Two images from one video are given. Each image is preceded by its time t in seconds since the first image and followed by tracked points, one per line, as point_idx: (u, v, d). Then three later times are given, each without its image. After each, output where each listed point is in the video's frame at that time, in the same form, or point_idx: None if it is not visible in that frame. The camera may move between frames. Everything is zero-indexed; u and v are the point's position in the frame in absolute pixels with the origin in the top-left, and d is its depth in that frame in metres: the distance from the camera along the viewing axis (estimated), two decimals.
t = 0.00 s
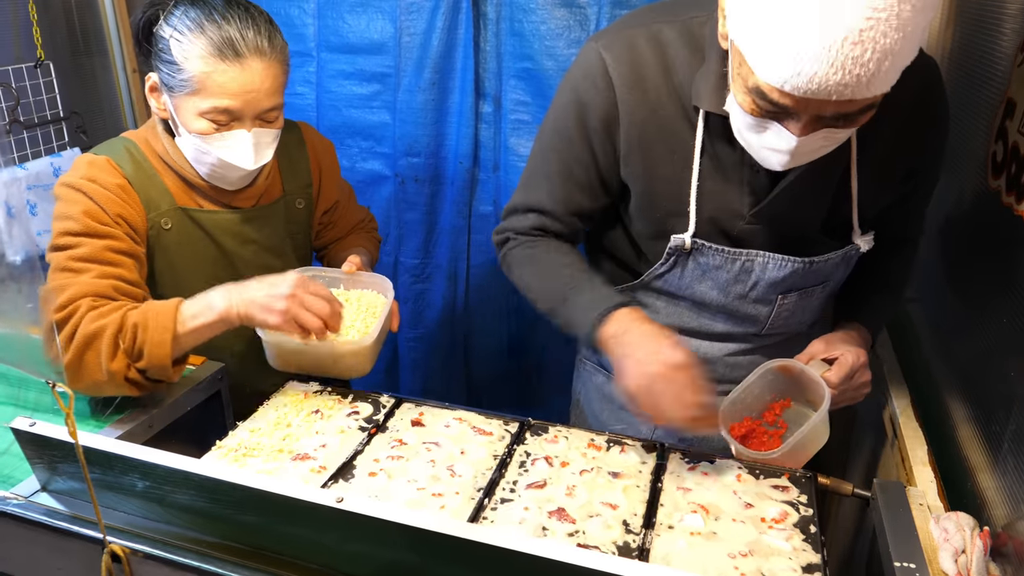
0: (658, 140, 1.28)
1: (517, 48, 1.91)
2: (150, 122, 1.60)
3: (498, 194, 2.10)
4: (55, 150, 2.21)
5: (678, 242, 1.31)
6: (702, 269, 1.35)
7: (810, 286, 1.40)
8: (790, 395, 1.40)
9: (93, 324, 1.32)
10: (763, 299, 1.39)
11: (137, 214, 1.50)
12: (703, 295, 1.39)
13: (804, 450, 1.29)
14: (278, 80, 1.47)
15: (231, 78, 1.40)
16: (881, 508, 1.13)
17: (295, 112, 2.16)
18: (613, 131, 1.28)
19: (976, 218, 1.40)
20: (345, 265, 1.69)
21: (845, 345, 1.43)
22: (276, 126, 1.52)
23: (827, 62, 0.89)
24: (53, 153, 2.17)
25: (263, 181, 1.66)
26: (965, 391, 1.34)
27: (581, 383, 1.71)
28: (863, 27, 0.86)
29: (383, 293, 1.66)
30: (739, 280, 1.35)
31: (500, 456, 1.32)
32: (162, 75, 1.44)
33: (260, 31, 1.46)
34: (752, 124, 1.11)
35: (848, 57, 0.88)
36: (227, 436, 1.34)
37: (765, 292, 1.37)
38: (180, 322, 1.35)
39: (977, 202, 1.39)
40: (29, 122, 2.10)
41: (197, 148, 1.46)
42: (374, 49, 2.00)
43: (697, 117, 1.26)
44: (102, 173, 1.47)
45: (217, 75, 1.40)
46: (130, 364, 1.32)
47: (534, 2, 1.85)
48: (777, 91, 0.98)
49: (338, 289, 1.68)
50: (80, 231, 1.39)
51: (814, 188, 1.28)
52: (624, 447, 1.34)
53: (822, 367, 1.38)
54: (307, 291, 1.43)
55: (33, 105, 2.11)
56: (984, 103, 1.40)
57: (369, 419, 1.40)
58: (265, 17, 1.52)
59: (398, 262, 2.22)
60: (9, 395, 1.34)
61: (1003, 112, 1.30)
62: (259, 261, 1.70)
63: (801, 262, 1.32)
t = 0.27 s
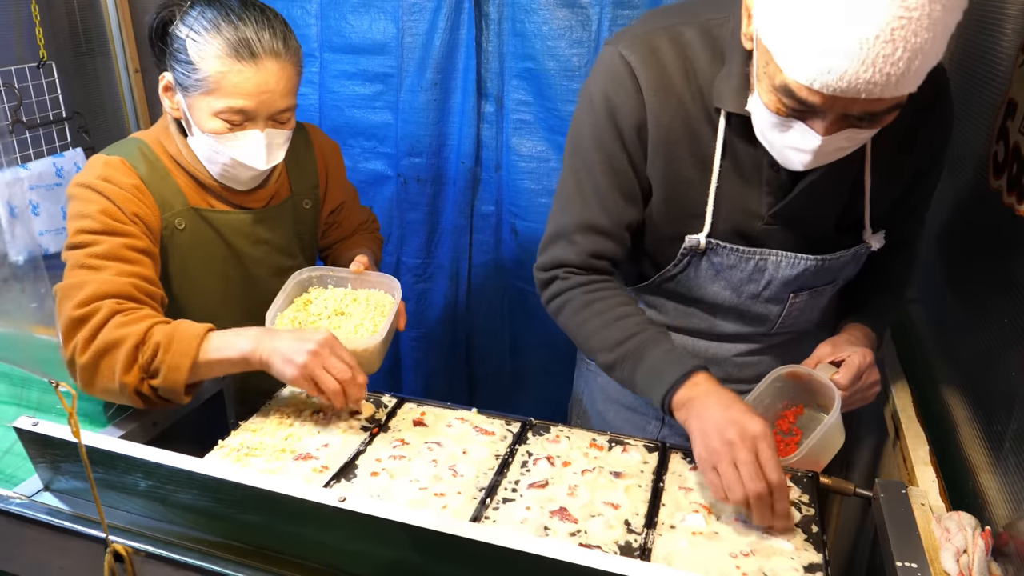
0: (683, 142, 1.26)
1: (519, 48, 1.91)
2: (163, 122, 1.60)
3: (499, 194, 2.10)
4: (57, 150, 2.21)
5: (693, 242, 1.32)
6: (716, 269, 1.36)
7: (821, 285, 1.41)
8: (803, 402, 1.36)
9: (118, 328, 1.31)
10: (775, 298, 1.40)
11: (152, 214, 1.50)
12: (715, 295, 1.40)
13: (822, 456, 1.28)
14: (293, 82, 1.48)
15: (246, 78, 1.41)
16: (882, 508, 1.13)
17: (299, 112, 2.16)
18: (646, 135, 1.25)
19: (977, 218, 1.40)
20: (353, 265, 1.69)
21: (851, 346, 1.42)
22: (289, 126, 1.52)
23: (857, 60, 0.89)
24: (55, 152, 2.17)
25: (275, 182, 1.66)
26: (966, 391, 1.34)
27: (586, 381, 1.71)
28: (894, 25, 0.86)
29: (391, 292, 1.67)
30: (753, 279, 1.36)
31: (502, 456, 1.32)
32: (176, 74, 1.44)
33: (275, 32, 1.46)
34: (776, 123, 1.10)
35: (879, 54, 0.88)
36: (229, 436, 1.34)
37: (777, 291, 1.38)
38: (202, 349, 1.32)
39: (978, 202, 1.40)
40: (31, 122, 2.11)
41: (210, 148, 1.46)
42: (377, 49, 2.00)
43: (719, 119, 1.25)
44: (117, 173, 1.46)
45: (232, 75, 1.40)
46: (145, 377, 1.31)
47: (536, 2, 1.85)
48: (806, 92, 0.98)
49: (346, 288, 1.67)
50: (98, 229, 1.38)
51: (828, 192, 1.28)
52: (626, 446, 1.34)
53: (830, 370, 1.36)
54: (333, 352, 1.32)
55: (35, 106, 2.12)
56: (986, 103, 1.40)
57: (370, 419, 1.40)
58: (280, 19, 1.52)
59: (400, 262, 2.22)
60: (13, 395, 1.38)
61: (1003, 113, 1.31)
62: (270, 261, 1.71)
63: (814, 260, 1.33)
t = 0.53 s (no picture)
0: (692, 146, 1.26)
1: (519, 49, 1.91)
2: (166, 124, 1.61)
3: (499, 195, 2.10)
4: (58, 151, 2.21)
5: (704, 246, 1.31)
6: (725, 273, 1.35)
7: (829, 289, 1.40)
8: (814, 406, 1.39)
9: (93, 317, 1.32)
10: (783, 303, 1.39)
11: (150, 216, 1.50)
12: (724, 299, 1.39)
13: (831, 461, 1.29)
14: (296, 83, 1.48)
15: (250, 79, 1.41)
16: (882, 508, 1.13)
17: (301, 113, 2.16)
18: (650, 138, 1.25)
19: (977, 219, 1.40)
20: (355, 267, 1.69)
21: (863, 351, 1.43)
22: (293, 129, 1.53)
23: (881, 58, 0.88)
24: (55, 153, 2.17)
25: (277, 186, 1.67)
26: (966, 390, 1.34)
27: (587, 383, 1.71)
28: (919, 24, 0.86)
29: (393, 294, 1.67)
30: (762, 284, 1.35)
31: (502, 457, 1.32)
32: (179, 74, 1.44)
33: (279, 33, 1.46)
34: (791, 121, 1.10)
35: (902, 53, 0.87)
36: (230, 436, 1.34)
37: (786, 296, 1.37)
38: (174, 317, 1.34)
39: (977, 202, 1.40)
40: (32, 123, 2.11)
41: (214, 150, 1.46)
42: (377, 50, 2.00)
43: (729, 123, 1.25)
44: (115, 174, 1.47)
45: (236, 75, 1.40)
46: (128, 360, 1.32)
47: (536, 4, 1.85)
48: (825, 90, 0.97)
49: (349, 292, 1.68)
50: (90, 231, 1.40)
51: (835, 198, 1.28)
52: (626, 447, 1.34)
53: (840, 374, 1.38)
54: (303, 279, 1.38)
55: (35, 107, 2.12)
56: (984, 103, 1.40)
57: (371, 420, 1.41)
58: (285, 21, 1.53)
59: (401, 262, 2.21)
60: (13, 396, 1.36)
61: (1003, 113, 1.31)
62: (270, 264, 1.71)
63: (823, 266, 1.32)
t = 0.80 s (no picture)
0: (687, 148, 1.26)
1: (518, 49, 1.91)
2: (164, 125, 1.60)
3: (499, 195, 2.11)
4: (57, 152, 2.21)
5: (696, 247, 1.31)
6: (718, 273, 1.35)
7: (821, 289, 1.40)
8: (811, 400, 1.41)
9: (89, 322, 1.33)
10: (776, 303, 1.39)
11: (147, 218, 1.50)
12: (717, 299, 1.39)
13: (825, 454, 1.29)
14: (288, 81, 1.47)
15: (239, 77, 1.40)
16: (882, 509, 1.13)
17: (300, 113, 2.15)
18: (646, 140, 1.25)
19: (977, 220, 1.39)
20: (352, 270, 1.69)
21: (863, 348, 1.44)
22: (286, 128, 1.52)
23: (858, 61, 0.89)
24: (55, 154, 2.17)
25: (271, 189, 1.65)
26: (965, 390, 1.34)
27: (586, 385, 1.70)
28: (898, 27, 0.86)
29: (387, 299, 1.67)
30: (755, 284, 1.35)
31: (501, 457, 1.32)
32: (172, 75, 1.45)
33: (270, 32, 1.47)
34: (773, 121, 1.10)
35: (879, 55, 0.88)
36: (229, 437, 1.34)
37: (779, 296, 1.37)
38: (173, 322, 1.36)
39: (978, 204, 1.39)
40: (31, 124, 2.11)
41: (207, 151, 1.46)
42: (376, 51, 2.00)
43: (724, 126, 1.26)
44: (113, 176, 1.47)
45: (224, 74, 1.40)
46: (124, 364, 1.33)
47: (535, 4, 1.85)
48: (805, 89, 0.98)
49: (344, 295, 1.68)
50: (86, 234, 1.40)
51: (831, 198, 1.28)
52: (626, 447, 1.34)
53: (841, 369, 1.39)
54: (299, 289, 1.40)
55: (34, 108, 2.12)
56: (984, 104, 1.40)
57: (370, 420, 1.41)
58: (278, 20, 1.53)
59: (400, 263, 2.21)
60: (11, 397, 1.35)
61: (1002, 113, 1.30)
62: (268, 266, 1.71)
63: (815, 266, 1.32)
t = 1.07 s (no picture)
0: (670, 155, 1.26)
1: (518, 50, 1.91)
2: (166, 126, 1.60)
3: (499, 197, 2.11)
4: (58, 153, 2.21)
5: (683, 247, 1.32)
6: (706, 273, 1.36)
7: (810, 289, 1.40)
8: (794, 396, 1.40)
9: (89, 341, 1.32)
10: (764, 302, 1.39)
11: (152, 220, 1.50)
12: (706, 300, 1.40)
13: (804, 449, 1.28)
14: (285, 82, 1.48)
15: (234, 77, 1.41)
16: (882, 510, 1.13)
17: (300, 114, 2.16)
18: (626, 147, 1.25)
19: (977, 222, 1.39)
20: (353, 269, 1.70)
21: (847, 346, 1.44)
22: (284, 129, 1.52)
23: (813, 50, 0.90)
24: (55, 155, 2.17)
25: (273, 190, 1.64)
26: (964, 391, 1.34)
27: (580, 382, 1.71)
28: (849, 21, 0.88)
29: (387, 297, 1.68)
30: (742, 284, 1.35)
31: (501, 458, 1.32)
32: (171, 77, 1.46)
33: (267, 32, 1.47)
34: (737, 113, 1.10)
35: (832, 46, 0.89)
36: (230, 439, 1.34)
37: (766, 296, 1.37)
38: (171, 369, 1.31)
39: (977, 206, 1.39)
40: (31, 125, 2.11)
41: (204, 152, 1.46)
42: (376, 52, 2.00)
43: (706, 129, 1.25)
44: (117, 178, 1.47)
45: (221, 75, 1.40)
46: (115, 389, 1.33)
47: (535, 5, 1.85)
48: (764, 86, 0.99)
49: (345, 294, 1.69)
50: (94, 234, 1.40)
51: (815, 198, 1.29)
52: (626, 448, 1.34)
53: (823, 366, 1.39)
54: (293, 384, 1.27)
55: (35, 109, 2.12)
56: (983, 105, 1.40)
57: (370, 420, 1.41)
58: (275, 21, 1.53)
59: (400, 263, 2.21)
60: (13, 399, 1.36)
61: (1001, 114, 1.30)
62: (270, 268, 1.70)
63: (801, 266, 1.33)
